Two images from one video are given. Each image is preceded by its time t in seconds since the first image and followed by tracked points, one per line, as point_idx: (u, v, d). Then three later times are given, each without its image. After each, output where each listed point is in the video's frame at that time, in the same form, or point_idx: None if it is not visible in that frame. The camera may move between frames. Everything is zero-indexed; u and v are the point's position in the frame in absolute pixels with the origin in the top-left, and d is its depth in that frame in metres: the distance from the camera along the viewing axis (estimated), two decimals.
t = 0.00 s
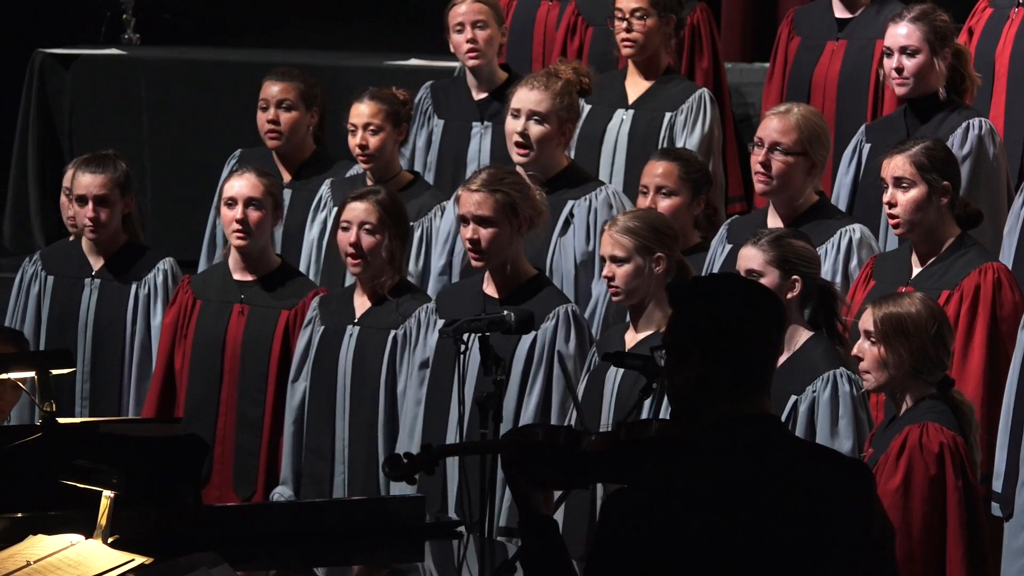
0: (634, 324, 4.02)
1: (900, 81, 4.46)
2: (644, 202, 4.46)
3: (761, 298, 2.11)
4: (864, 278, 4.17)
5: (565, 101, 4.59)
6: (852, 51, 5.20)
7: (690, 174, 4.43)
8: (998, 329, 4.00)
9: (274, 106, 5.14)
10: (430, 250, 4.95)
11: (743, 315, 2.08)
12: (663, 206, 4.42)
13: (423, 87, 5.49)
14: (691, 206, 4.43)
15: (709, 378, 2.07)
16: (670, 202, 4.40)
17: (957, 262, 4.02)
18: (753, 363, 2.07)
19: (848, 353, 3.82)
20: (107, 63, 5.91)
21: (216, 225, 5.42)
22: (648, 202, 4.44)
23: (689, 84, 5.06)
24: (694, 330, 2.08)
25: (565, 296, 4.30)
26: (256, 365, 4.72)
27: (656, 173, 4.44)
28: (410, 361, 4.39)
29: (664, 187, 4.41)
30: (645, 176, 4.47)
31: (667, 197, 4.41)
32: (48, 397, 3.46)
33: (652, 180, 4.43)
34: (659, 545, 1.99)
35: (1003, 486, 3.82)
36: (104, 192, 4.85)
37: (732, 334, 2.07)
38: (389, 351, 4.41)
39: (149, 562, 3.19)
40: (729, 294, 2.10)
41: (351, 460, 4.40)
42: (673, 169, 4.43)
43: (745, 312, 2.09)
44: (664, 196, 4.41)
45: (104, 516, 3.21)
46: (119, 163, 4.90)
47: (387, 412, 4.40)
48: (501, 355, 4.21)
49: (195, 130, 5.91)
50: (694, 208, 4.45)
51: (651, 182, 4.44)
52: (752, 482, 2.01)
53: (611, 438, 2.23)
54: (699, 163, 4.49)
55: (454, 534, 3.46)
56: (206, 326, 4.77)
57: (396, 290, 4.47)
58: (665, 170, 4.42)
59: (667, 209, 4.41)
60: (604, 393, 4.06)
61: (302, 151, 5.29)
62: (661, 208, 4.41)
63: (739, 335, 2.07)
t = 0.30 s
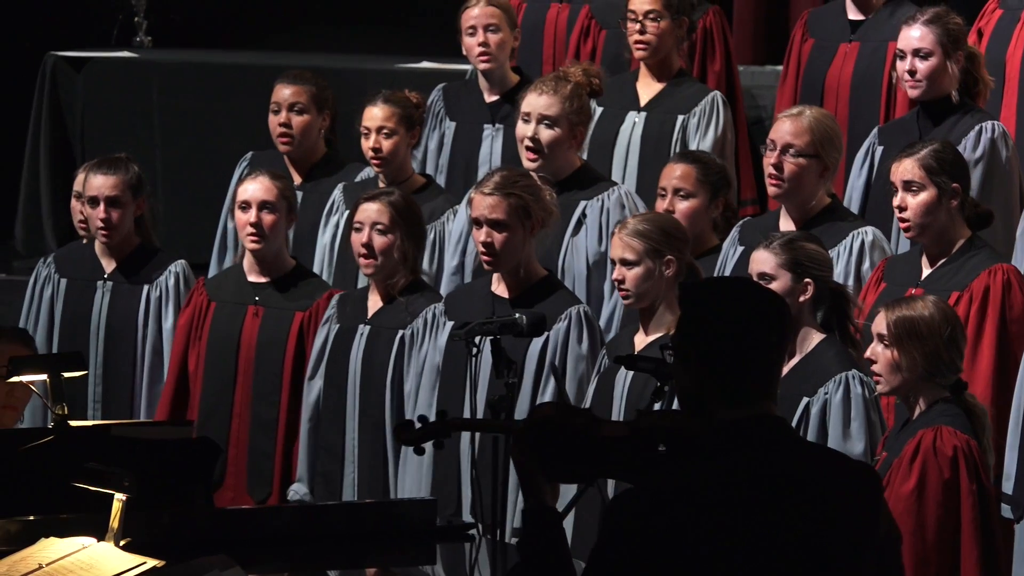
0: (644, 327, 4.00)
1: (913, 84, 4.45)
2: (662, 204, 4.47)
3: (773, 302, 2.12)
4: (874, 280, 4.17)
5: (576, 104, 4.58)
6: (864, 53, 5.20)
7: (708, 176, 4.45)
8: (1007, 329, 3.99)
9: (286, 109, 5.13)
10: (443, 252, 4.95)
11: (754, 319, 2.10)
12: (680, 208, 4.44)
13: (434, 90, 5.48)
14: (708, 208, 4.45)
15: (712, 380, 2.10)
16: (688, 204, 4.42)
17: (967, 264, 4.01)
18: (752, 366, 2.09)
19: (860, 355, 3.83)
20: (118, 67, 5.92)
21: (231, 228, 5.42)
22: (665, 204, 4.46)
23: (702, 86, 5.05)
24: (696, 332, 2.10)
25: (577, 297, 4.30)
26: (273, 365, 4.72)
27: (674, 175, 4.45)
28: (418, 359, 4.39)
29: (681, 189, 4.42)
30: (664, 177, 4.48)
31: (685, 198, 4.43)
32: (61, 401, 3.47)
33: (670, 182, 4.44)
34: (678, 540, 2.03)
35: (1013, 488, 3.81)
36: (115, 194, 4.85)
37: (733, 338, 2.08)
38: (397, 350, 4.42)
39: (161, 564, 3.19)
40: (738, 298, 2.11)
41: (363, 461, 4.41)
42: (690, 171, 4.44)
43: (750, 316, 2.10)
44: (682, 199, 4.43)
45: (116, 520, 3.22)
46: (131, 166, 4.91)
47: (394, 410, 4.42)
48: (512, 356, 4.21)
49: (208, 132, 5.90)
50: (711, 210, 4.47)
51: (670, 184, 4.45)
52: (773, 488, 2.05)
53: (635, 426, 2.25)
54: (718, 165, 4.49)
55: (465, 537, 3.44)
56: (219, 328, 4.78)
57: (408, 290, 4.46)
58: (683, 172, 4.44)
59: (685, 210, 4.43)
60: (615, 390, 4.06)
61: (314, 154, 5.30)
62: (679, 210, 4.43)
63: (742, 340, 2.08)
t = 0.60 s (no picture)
0: (656, 329, 3.98)
1: (927, 87, 4.44)
2: (680, 206, 4.50)
3: (783, 305, 2.24)
4: (889, 282, 4.16)
5: (588, 110, 4.57)
6: (879, 56, 5.19)
7: (727, 179, 4.47)
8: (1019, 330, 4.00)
9: (300, 113, 5.15)
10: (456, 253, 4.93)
11: (763, 320, 2.22)
12: (699, 210, 4.46)
13: (447, 91, 5.49)
14: (727, 210, 4.47)
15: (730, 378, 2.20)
16: (706, 206, 4.45)
17: (981, 266, 4.00)
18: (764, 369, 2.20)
19: (873, 358, 3.82)
20: (130, 69, 5.93)
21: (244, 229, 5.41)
22: (684, 206, 4.47)
23: (715, 88, 5.05)
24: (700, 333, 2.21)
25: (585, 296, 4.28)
26: (291, 368, 4.71)
27: (693, 177, 4.47)
28: (429, 360, 4.37)
29: (700, 191, 4.44)
30: (682, 180, 4.50)
31: (704, 201, 4.45)
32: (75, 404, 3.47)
33: (688, 185, 4.47)
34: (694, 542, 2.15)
35: None
36: (125, 194, 4.85)
37: (737, 336, 2.19)
38: (407, 351, 4.41)
39: (174, 567, 3.19)
40: (745, 302, 2.24)
41: (373, 461, 4.42)
42: (709, 173, 4.46)
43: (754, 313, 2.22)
44: (701, 201, 4.45)
45: (129, 522, 3.22)
46: (142, 168, 4.92)
47: (404, 412, 4.39)
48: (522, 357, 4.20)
49: (221, 134, 5.89)
50: (729, 213, 4.49)
51: (687, 187, 4.48)
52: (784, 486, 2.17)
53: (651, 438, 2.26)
54: (737, 168, 4.51)
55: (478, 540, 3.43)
56: (236, 330, 4.77)
57: (422, 292, 4.45)
58: (702, 174, 4.45)
59: (703, 212, 4.45)
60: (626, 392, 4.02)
61: (327, 155, 5.28)
62: (697, 212, 4.46)
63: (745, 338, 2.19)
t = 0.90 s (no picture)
0: (669, 332, 3.95)
1: (943, 90, 4.43)
2: (692, 212, 4.49)
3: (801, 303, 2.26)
4: (907, 285, 4.14)
5: (604, 111, 4.57)
6: (894, 58, 5.18)
7: (738, 183, 4.46)
8: None
9: (313, 119, 5.16)
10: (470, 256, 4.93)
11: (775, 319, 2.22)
12: (710, 217, 4.45)
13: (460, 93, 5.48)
14: (738, 216, 4.46)
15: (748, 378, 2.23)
16: (718, 213, 4.43)
17: (997, 268, 3.99)
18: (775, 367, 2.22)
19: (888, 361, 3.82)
20: (145, 73, 5.95)
21: (257, 230, 5.41)
22: (696, 212, 4.47)
23: (728, 90, 5.04)
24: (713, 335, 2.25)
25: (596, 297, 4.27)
26: (309, 372, 4.70)
27: (704, 183, 4.47)
28: (443, 364, 4.37)
29: (710, 198, 4.44)
30: (694, 186, 4.49)
31: (715, 207, 4.44)
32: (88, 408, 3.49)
33: (699, 191, 4.46)
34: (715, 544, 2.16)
35: None
36: (136, 199, 4.87)
37: (743, 335, 2.22)
38: (422, 354, 4.41)
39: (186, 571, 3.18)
40: (755, 302, 2.25)
41: (385, 464, 4.40)
42: (720, 179, 4.45)
43: (762, 316, 2.23)
44: (712, 208, 4.44)
45: (143, 526, 3.23)
46: (153, 171, 4.94)
47: (417, 415, 4.40)
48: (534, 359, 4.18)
49: (237, 137, 5.89)
50: (742, 218, 4.48)
51: (699, 193, 4.47)
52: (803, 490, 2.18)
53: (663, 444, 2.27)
54: (749, 172, 4.51)
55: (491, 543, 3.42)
56: (256, 335, 4.76)
57: (436, 295, 4.45)
58: (713, 180, 4.45)
59: (715, 219, 4.44)
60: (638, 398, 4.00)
61: (340, 157, 5.26)
62: (709, 218, 4.44)
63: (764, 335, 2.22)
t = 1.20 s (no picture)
0: (687, 334, 3.95)
1: (962, 92, 4.44)
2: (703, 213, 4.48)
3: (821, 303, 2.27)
4: (928, 288, 4.14)
5: (625, 112, 4.57)
6: (915, 59, 5.18)
7: (749, 185, 4.45)
8: None
9: (329, 122, 5.16)
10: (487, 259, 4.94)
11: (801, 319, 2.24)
12: (721, 218, 4.45)
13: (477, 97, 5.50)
14: (749, 217, 4.46)
15: (771, 378, 2.23)
16: (728, 213, 4.43)
17: (1018, 272, 3.99)
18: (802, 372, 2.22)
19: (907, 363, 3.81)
20: (163, 75, 5.98)
21: (272, 231, 5.43)
22: (706, 213, 4.46)
23: (746, 93, 5.04)
24: (738, 339, 2.25)
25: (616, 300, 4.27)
26: (332, 375, 4.71)
27: (714, 184, 4.46)
28: (463, 366, 4.39)
29: (722, 199, 4.43)
30: (704, 187, 4.48)
31: (726, 208, 4.43)
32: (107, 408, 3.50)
33: (710, 193, 4.45)
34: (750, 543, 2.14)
35: None
36: (157, 201, 4.87)
37: (767, 334, 2.23)
38: (442, 356, 4.41)
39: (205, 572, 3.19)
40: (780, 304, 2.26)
41: (401, 464, 4.41)
42: (731, 180, 4.45)
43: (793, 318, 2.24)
44: (722, 208, 4.44)
45: (162, 527, 3.22)
46: (175, 172, 4.94)
47: (436, 416, 4.40)
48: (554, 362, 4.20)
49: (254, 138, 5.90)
50: (752, 219, 4.48)
51: (709, 194, 4.46)
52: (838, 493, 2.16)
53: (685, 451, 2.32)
54: (760, 173, 4.50)
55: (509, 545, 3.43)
56: (280, 337, 4.77)
57: (453, 296, 4.46)
58: (723, 181, 4.44)
59: (725, 220, 4.43)
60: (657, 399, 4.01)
61: (356, 160, 5.28)
62: (719, 220, 4.44)
63: (793, 342, 2.22)
